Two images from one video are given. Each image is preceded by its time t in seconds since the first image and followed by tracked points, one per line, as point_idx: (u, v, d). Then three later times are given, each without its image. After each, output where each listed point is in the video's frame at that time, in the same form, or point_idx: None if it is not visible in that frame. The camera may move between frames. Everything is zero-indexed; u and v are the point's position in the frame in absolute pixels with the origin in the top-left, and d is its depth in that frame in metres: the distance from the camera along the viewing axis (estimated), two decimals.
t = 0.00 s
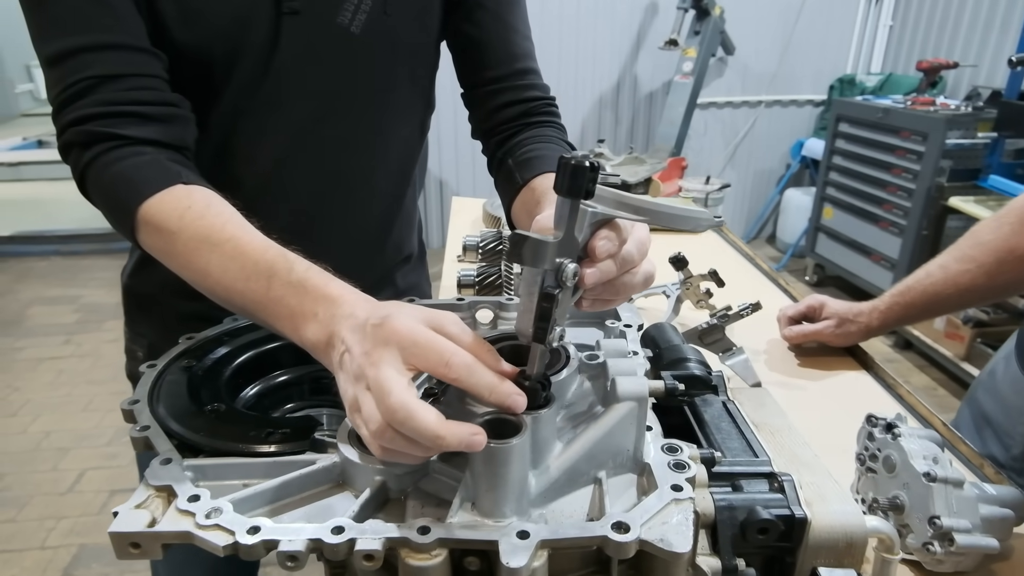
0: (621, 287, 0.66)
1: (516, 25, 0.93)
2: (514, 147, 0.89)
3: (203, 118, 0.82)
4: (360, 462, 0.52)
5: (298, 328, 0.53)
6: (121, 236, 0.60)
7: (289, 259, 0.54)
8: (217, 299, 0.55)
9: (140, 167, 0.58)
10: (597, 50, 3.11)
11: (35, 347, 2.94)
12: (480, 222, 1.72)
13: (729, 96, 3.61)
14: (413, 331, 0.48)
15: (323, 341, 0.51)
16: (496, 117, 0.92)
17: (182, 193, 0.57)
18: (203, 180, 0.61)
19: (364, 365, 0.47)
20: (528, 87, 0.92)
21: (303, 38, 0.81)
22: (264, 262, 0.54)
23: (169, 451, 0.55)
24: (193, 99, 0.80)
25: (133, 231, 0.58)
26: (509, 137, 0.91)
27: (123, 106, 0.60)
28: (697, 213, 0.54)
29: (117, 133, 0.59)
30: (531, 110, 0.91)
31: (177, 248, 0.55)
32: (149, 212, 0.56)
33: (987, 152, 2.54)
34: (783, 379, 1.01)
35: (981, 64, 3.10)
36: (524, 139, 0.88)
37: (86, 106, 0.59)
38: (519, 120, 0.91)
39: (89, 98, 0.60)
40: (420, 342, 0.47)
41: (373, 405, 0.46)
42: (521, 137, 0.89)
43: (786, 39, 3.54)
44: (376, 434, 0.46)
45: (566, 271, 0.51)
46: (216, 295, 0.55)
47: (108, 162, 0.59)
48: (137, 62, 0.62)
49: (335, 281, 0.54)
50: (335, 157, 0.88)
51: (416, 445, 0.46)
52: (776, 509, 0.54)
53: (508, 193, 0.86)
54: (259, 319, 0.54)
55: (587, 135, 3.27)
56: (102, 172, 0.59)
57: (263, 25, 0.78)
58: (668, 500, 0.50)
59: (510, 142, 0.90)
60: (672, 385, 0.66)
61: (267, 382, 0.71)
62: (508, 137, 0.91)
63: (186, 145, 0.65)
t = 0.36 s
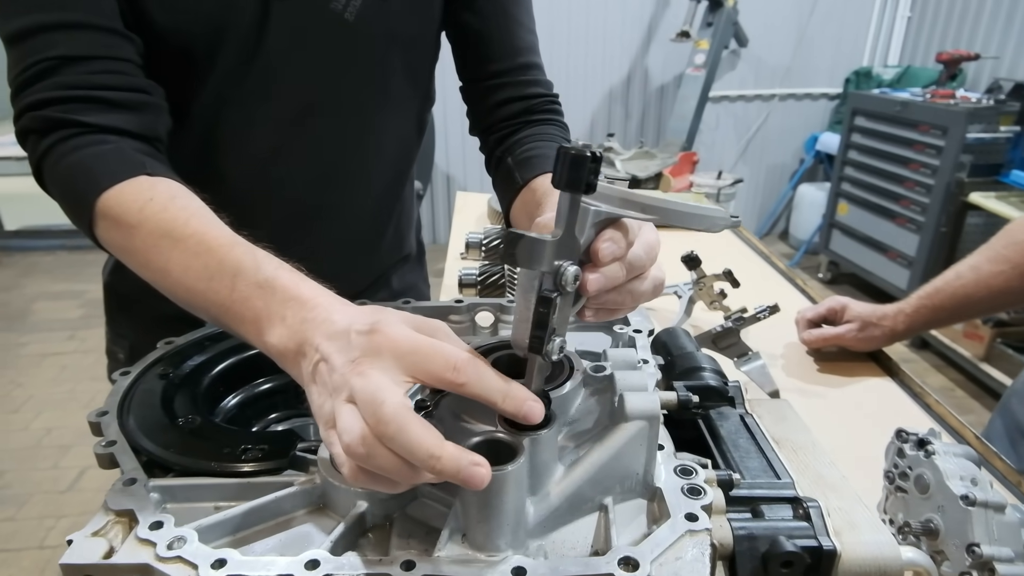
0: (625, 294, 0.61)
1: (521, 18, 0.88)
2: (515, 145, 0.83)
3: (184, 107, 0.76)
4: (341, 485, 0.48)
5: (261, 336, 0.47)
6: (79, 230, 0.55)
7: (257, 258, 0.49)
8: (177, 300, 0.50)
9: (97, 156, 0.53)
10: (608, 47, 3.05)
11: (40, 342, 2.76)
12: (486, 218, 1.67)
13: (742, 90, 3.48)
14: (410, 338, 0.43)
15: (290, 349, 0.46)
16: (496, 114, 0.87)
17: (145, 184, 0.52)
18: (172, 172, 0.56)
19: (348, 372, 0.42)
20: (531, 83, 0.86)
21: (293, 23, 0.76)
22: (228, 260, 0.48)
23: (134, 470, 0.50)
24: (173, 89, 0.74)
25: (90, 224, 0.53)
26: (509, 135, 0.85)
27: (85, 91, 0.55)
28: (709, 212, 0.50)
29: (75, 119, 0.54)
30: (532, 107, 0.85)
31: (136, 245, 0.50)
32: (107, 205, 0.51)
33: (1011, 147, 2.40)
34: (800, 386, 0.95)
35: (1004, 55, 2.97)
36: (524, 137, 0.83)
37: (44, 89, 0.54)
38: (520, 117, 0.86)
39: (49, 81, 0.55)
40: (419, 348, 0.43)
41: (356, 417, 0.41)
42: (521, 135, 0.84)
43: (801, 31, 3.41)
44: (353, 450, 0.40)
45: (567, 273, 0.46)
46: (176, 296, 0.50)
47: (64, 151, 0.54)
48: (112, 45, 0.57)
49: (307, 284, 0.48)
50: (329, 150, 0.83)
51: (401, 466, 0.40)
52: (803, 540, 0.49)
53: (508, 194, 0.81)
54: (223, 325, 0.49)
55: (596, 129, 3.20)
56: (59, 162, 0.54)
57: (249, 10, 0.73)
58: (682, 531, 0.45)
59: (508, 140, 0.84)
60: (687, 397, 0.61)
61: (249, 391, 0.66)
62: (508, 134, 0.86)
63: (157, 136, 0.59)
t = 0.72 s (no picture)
0: (595, 267, 0.57)
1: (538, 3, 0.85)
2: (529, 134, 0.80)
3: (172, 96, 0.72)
4: (335, 499, 0.45)
5: (226, 343, 0.43)
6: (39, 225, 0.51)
7: (230, 259, 0.45)
8: (139, 302, 0.46)
9: (58, 147, 0.49)
10: (616, 42, 2.98)
11: (42, 334, 2.69)
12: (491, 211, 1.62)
13: (751, 82, 3.40)
14: (412, 341, 0.40)
15: (262, 358, 0.41)
16: (512, 104, 0.84)
17: (111, 177, 0.49)
18: (145, 168, 0.53)
19: (346, 379, 0.39)
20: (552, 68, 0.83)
21: (291, 10, 0.72)
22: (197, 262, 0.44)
23: (114, 479, 0.47)
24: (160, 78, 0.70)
25: (49, 218, 0.49)
26: (525, 123, 0.82)
27: (49, 76, 0.51)
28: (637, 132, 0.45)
29: (37, 106, 0.50)
30: (551, 94, 0.82)
31: (97, 242, 0.47)
32: (68, 199, 0.48)
33: None
34: (817, 387, 0.91)
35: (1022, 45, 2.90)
36: (538, 123, 0.79)
37: (6, 72, 0.50)
38: (537, 105, 0.82)
39: (14, 64, 0.51)
40: (426, 351, 0.40)
41: (363, 429, 0.37)
42: (538, 123, 0.80)
43: (814, 21, 3.31)
44: (362, 466, 0.37)
45: (498, 258, 0.42)
46: (138, 297, 0.46)
47: (23, 140, 0.50)
48: (88, 29, 0.54)
49: (282, 287, 0.44)
50: (326, 143, 0.80)
51: (421, 479, 0.37)
52: (834, 561, 0.45)
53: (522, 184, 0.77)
54: (185, 330, 0.45)
55: (603, 121, 3.15)
56: (17, 153, 0.50)
57: None
58: (703, 552, 0.41)
59: (526, 130, 0.81)
60: (703, 402, 0.57)
61: (240, 393, 0.62)
62: (525, 123, 0.82)
63: (130, 128, 0.55)
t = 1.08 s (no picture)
0: (589, 255, 0.55)
1: (568, 15, 0.83)
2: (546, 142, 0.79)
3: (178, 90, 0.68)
4: (336, 501, 0.43)
5: (209, 346, 0.41)
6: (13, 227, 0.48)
7: (220, 260, 0.44)
8: (116, 304, 0.44)
9: (38, 148, 0.47)
10: (622, 33, 2.92)
11: (47, 325, 2.66)
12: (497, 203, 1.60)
13: (760, 73, 3.35)
14: (419, 336, 0.38)
15: (259, 361, 0.39)
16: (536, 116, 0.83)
17: (94, 177, 0.47)
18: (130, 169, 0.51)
19: (352, 377, 0.36)
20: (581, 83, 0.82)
21: (314, 14, 0.69)
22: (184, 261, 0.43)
23: (106, 480, 0.45)
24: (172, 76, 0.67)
25: (23, 219, 0.47)
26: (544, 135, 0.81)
27: (30, 72, 0.48)
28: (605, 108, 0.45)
29: (15, 103, 0.47)
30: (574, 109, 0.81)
31: (75, 245, 0.44)
32: (46, 200, 0.45)
33: None
34: (831, 384, 0.89)
35: None
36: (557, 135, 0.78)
37: None
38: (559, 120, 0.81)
39: None
40: (436, 345, 0.38)
41: (378, 426, 0.35)
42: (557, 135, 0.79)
43: (824, 11, 3.26)
44: (382, 464, 0.34)
45: (485, 252, 0.40)
46: (116, 299, 0.44)
47: None
48: (84, 22, 0.51)
49: (273, 289, 0.43)
50: (339, 144, 0.78)
51: (444, 474, 0.35)
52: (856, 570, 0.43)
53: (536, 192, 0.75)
54: (166, 334, 0.43)
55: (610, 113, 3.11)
56: None
57: None
58: (720, 561, 0.39)
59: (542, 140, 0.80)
60: (718, 401, 0.55)
61: (238, 389, 0.61)
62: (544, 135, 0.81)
63: (116, 131, 0.53)
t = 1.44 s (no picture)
0: (646, 272, 0.54)
1: (592, 12, 0.82)
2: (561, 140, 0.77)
3: (190, 81, 0.66)
4: (341, 502, 0.42)
5: (208, 336, 0.40)
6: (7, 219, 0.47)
7: (212, 241, 0.42)
8: (106, 290, 0.43)
9: (29, 137, 0.45)
10: (629, 24, 2.89)
11: (50, 317, 2.66)
12: (502, 196, 1.58)
13: (768, 66, 3.31)
14: (447, 348, 0.37)
15: (264, 352, 0.38)
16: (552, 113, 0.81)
17: (83, 162, 0.45)
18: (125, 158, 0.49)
19: (372, 387, 0.35)
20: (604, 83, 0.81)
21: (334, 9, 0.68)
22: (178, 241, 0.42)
23: (103, 477, 0.44)
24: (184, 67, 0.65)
25: (14, 208, 0.45)
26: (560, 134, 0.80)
27: (22, 61, 0.46)
28: (722, 137, 0.39)
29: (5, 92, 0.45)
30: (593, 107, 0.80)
31: (63, 233, 0.43)
32: (36, 186, 0.44)
33: None
34: (843, 381, 0.88)
35: None
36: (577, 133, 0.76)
37: None
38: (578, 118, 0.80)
39: None
40: (465, 363, 0.36)
41: (403, 446, 0.34)
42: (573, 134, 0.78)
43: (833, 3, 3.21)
44: (404, 493, 0.33)
45: (549, 254, 0.38)
46: (107, 287, 0.43)
47: None
48: (87, 10, 0.49)
49: (269, 269, 0.41)
50: (354, 142, 0.77)
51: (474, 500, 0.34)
52: None
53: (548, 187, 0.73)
54: (163, 324, 0.42)
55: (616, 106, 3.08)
56: None
57: None
58: (736, 567, 0.37)
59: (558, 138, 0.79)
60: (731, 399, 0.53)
61: (239, 382, 0.60)
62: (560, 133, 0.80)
63: (113, 123, 0.51)
